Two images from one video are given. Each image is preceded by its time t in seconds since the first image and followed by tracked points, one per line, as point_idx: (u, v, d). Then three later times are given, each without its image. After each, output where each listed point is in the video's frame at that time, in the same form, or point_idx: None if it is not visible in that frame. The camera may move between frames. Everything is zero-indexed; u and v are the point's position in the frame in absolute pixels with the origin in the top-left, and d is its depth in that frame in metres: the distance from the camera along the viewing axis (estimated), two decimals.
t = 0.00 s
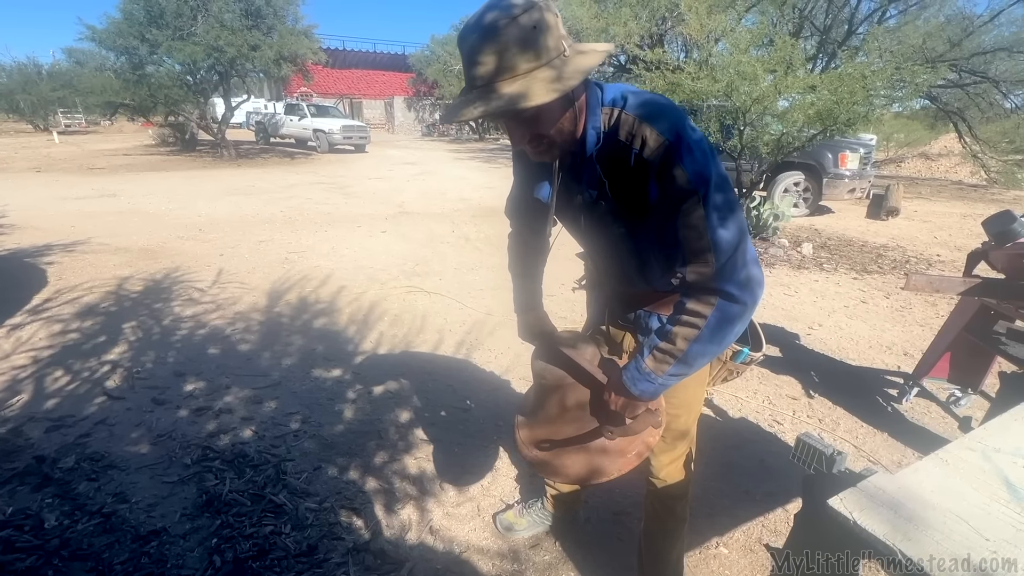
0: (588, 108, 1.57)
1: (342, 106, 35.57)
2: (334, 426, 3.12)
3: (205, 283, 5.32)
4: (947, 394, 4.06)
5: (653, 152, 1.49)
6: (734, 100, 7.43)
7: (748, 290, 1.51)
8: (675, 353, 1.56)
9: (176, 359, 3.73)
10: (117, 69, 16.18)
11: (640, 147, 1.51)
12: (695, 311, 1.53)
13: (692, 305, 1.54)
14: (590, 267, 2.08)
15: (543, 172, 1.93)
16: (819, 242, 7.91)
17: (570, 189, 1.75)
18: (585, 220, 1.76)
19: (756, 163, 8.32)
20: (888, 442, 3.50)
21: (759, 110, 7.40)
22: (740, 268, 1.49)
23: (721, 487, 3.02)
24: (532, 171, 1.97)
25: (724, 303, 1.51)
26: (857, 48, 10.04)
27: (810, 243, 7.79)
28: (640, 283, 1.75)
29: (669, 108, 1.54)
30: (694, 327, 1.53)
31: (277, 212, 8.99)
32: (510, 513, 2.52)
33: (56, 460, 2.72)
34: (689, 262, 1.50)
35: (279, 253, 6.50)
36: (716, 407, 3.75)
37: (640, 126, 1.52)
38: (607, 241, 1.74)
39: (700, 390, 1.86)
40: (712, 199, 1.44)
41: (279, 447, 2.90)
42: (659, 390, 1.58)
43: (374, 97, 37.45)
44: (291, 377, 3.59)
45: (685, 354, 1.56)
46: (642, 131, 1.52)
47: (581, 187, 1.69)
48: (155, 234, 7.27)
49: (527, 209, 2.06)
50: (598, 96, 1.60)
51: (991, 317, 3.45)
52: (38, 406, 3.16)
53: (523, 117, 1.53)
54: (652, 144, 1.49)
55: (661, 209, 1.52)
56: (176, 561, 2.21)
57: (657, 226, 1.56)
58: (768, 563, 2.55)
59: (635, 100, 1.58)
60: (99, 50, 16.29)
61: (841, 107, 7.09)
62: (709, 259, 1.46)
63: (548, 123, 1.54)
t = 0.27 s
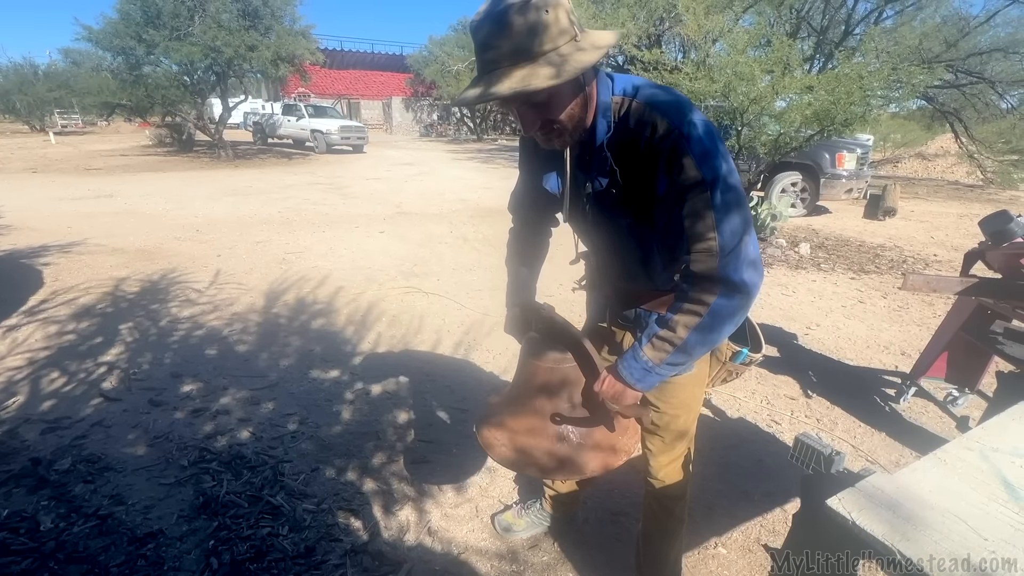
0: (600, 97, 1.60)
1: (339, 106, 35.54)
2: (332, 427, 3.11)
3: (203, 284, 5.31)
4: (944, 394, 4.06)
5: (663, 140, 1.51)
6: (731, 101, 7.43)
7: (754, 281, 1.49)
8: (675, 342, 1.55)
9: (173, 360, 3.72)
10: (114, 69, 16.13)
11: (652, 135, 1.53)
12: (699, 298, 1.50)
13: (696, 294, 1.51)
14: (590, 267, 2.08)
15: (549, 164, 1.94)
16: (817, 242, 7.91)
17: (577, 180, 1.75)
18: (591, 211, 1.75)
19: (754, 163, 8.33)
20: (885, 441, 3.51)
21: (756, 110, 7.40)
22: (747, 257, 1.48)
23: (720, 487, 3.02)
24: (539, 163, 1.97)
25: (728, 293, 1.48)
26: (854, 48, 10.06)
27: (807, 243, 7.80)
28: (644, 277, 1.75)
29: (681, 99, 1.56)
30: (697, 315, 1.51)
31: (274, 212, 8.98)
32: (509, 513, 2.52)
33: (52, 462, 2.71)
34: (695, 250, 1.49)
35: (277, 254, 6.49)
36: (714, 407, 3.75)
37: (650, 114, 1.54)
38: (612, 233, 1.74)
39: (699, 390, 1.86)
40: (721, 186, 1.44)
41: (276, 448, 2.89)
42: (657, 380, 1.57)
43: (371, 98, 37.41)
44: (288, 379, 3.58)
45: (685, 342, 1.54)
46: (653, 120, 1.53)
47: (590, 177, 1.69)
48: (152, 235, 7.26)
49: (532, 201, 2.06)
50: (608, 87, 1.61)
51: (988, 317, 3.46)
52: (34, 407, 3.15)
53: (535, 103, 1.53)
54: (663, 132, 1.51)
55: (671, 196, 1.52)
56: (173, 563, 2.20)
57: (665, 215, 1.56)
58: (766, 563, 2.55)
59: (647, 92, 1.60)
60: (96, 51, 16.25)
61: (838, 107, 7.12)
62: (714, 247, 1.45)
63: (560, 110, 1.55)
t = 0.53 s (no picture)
0: (596, 98, 1.59)
1: (336, 106, 35.48)
2: (329, 428, 3.10)
3: (199, 284, 5.29)
4: (940, 392, 4.07)
5: (659, 141, 1.51)
6: (728, 101, 7.44)
7: (753, 279, 1.48)
8: (674, 342, 1.54)
9: (169, 361, 3.71)
10: (109, 69, 16.04)
11: (649, 135, 1.53)
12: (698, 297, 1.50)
13: (695, 292, 1.50)
14: (587, 266, 2.09)
15: (544, 164, 1.94)
16: (814, 242, 7.93)
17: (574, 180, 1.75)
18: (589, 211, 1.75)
19: (750, 163, 8.34)
20: (882, 440, 3.52)
21: (753, 110, 7.40)
22: (745, 256, 1.47)
23: (718, 487, 3.02)
24: (534, 164, 1.97)
25: (726, 292, 1.48)
26: (850, 48, 10.07)
27: (804, 242, 7.82)
28: (642, 277, 1.75)
29: (675, 98, 1.56)
30: (696, 315, 1.51)
31: (271, 212, 8.96)
32: (507, 513, 2.52)
33: (47, 464, 2.69)
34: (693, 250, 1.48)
35: (274, 254, 6.47)
36: (711, 406, 3.76)
37: (646, 115, 1.54)
38: (609, 233, 1.74)
39: (697, 389, 1.86)
40: (718, 185, 1.44)
41: (274, 449, 2.89)
42: (657, 379, 1.58)
43: (368, 97, 37.35)
44: (286, 379, 3.57)
45: (685, 342, 1.54)
46: (649, 120, 1.53)
47: (587, 177, 1.68)
48: (148, 235, 7.23)
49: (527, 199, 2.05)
50: (604, 87, 1.61)
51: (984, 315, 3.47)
52: (29, 409, 3.13)
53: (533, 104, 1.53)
54: (660, 133, 1.50)
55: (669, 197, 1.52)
56: (169, 565, 2.19)
57: (662, 215, 1.56)
58: (763, 562, 2.55)
59: (642, 92, 1.60)
60: (91, 50, 16.18)
61: (834, 107, 7.13)
62: (712, 246, 1.45)
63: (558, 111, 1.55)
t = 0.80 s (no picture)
0: (589, 100, 1.59)
1: (331, 105, 35.39)
2: (325, 428, 3.09)
3: (193, 284, 5.26)
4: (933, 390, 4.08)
5: (652, 145, 1.49)
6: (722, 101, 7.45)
7: (749, 282, 1.48)
8: (673, 347, 1.54)
9: (163, 362, 3.68)
10: (102, 68, 15.89)
11: (640, 142, 1.51)
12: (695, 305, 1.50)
13: (692, 298, 1.51)
14: (583, 266, 2.09)
15: (538, 166, 1.93)
16: (808, 241, 7.95)
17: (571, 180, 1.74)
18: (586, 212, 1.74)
19: (745, 162, 8.35)
20: (876, 438, 3.52)
21: (748, 109, 7.41)
22: (741, 260, 1.47)
23: (713, 485, 3.02)
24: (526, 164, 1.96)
25: (723, 294, 1.48)
26: (844, 48, 10.10)
27: (799, 241, 7.84)
28: (638, 278, 1.75)
29: (667, 101, 1.55)
30: (693, 320, 1.51)
31: (266, 212, 8.92)
32: (504, 513, 2.51)
33: (40, 466, 2.67)
34: (689, 255, 1.48)
35: (269, 254, 6.44)
36: (707, 405, 3.76)
37: (639, 119, 1.52)
38: (607, 236, 1.74)
39: (694, 387, 1.86)
40: (712, 190, 1.43)
41: (269, 450, 2.87)
42: (656, 384, 1.56)
43: (364, 97, 37.28)
44: (281, 380, 3.55)
45: (684, 347, 1.54)
46: (642, 125, 1.52)
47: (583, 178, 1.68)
48: (142, 235, 7.20)
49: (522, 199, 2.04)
50: (598, 91, 1.61)
51: (977, 313, 3.48)
52: (21, 410, 3.11)
53: (537, 87, 1.52)
54: (650, 140, 1.49)
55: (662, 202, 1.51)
56: (164, 567, 2.18)
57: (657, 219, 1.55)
58: (760, 560, 2.55)
59: (634, 95, 1.58)
60: (84, 49, 16.06)
61: (828, 107, 7.14)
62: (707, 252, 1.45)
63: (560, 97, 1.54)
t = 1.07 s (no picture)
0: (590, 92, 1.60)
1: (323, 106, 35.30)
2: (319, 430, 3.06)
3: (184, 286, 5.23)
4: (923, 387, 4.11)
5: (653, 135, 1.49)
6: (714, 101, 7.47)
7: (751, 272, 1.47)
8: (674, 335, 1.53)
9: (154, 364, 3.65)
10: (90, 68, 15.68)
11: (640, 133, 1.51)
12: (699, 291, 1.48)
13: (695, 285, 1.49)
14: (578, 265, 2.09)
15: (537, 161, 1.93)
16: (800, 241, 7.98)
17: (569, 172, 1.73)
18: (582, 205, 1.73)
19: (737, 162, 8.38)
20: (867, 435, 3.54)
21: (740, 110, 7.44)
22: (743, 249, 1.46)
23: (707, 484, 3.02)
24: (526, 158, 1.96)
25: (725, 284, 1.46)
26: (833, 50, 10.16)
27: (790, 241, 7.88)
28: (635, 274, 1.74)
29: (669, 94, 1.55)
30: (695, 309, 1.49)
31: (258, 213, 8.87)
32: (499, 513, 2.51)
33: (27, 471, 2.64)
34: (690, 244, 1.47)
35: (261, 255, 6.41)
36: (701, 404, 3.76)
37: (640, 110, 1.53)
38: (604, 230, 1.73)
39: (687, 386, 1.85)
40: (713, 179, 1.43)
41: (262, 452, 2.85)
42: (657, 373, 1.56)
43: (356, 97, 37.18)
44: (273, 382, 3.52)
45: (685, 335, 1.52)
46: (643, 116, 1.52)
47: (581, 169, 1.67)
48: (131, 236, 7.15)
49: (520, 193, 2.04)
50: (599, 83, 1.62)
51: (966, 311, 3.49)
52: (9, 414, 3.07)
53: (538, 67, 1.51)
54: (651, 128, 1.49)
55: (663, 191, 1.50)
56: (155, 572, 2.15)
57: (658, 211, 1.54)
58: (754, 558, 2.55)
59: (635, 88, 1.58)
60: (72, 49, 15.92)
61: (818, 107, 7.17)
62: (709, 241, 1.44)
63: (560, 80, 1.53)
